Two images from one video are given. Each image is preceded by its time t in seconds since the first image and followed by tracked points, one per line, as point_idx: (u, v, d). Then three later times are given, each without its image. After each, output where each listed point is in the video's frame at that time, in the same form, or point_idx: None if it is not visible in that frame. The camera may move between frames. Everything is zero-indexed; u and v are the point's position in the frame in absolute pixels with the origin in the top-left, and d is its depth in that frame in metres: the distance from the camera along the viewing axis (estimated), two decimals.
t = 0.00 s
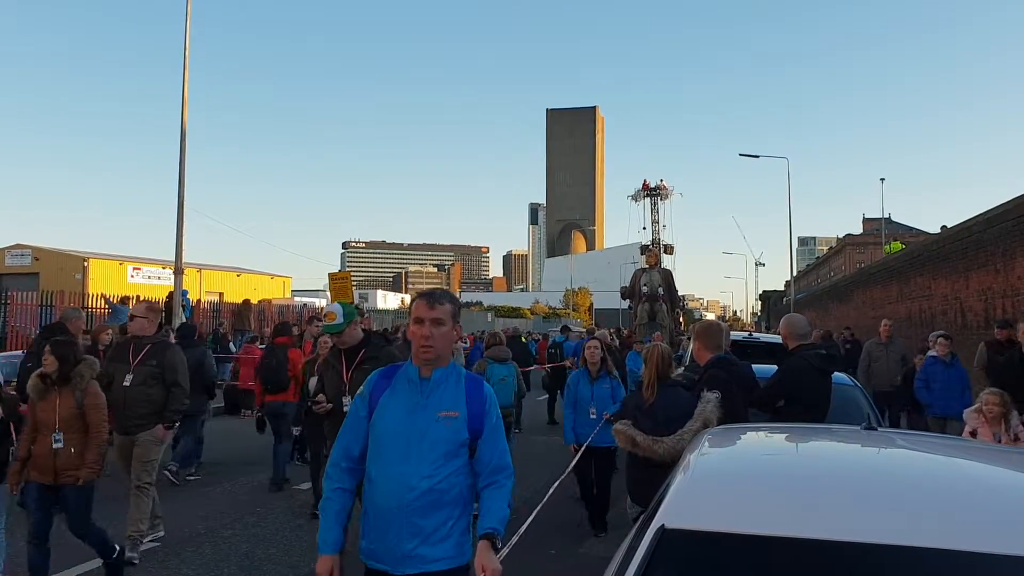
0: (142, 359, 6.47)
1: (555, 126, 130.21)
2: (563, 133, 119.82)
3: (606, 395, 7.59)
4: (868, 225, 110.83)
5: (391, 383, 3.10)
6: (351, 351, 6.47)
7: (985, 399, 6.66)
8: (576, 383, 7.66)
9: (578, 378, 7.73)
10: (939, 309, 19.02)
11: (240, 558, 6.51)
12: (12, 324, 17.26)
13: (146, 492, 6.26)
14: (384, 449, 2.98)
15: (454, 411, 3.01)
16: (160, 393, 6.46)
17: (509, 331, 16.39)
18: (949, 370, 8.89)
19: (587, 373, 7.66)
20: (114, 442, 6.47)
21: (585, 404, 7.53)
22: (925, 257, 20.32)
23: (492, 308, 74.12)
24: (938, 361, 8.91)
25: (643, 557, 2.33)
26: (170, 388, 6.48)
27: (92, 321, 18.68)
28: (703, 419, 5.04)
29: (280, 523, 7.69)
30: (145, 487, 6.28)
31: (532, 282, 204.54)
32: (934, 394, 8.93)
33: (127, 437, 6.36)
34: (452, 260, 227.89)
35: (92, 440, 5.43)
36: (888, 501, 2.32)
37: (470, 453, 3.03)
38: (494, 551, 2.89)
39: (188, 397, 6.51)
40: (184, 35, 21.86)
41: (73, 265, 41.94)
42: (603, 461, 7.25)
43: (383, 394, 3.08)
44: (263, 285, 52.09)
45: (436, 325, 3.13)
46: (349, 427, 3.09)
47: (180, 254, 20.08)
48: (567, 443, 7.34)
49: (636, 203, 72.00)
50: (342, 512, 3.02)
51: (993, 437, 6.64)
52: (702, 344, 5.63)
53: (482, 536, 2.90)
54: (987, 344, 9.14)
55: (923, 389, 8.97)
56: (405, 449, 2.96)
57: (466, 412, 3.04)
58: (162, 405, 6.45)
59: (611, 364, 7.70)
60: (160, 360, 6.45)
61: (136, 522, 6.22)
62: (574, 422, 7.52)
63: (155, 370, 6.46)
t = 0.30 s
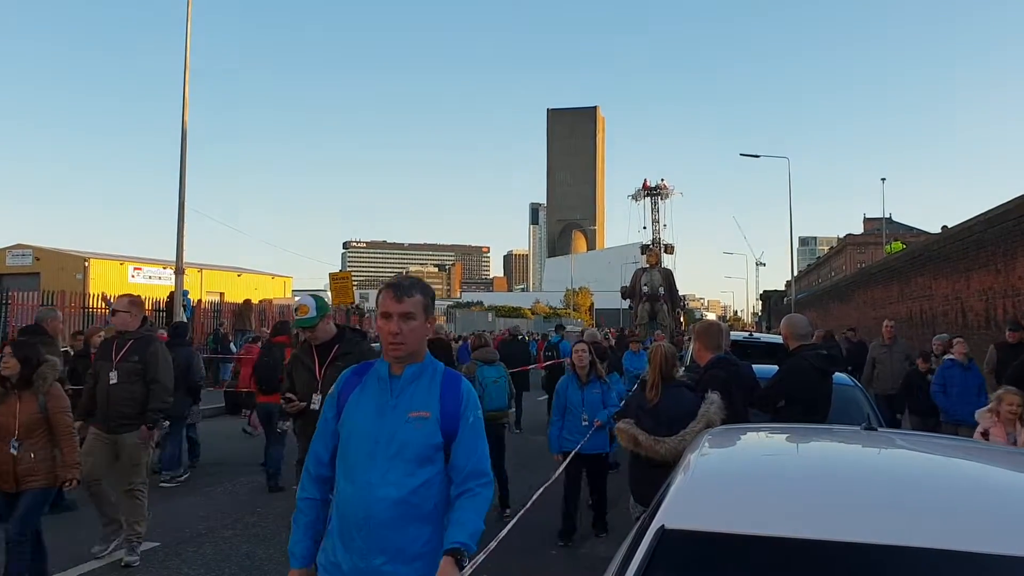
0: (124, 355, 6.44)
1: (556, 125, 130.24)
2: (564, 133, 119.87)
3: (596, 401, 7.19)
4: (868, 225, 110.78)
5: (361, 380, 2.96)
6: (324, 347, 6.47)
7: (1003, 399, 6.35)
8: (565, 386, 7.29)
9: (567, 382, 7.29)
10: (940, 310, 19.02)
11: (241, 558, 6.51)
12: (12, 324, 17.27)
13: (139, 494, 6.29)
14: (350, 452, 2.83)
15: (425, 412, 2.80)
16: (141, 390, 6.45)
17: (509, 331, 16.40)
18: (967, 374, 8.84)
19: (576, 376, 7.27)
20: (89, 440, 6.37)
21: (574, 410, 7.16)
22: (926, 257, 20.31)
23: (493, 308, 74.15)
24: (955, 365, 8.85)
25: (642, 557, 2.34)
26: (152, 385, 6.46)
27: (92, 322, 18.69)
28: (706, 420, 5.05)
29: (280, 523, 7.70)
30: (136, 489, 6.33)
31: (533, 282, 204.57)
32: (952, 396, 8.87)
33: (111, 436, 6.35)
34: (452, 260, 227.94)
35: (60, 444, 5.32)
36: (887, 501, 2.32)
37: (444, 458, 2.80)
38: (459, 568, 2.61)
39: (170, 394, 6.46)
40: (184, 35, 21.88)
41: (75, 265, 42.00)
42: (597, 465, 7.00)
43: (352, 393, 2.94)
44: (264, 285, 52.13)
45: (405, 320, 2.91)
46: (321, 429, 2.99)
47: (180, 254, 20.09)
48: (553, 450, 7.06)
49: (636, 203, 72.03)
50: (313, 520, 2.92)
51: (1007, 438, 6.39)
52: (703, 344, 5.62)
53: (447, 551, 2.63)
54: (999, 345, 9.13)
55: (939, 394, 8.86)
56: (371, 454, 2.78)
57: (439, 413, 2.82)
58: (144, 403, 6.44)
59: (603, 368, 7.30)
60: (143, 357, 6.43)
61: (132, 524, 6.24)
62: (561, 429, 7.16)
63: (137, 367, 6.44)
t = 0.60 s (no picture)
0: (94, 361, 6.12)
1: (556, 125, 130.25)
2: (564, 133, 119.88)
3: (584, 397, 7.07)
4: (869, 224, 110.74)
5: (299, 404, 2.68)
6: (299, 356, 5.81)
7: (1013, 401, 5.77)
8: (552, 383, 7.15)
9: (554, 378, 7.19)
10: (940, 309, 19.02)
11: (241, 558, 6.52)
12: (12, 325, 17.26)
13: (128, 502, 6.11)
14: (293, 485, 2.55)
15: (373, 433, 2.53)
16: (117, 397, 6.11)
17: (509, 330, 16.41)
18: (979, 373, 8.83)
19: (564, 372, 7.13)
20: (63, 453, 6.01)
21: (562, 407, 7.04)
22: (926, 257, 20.32)
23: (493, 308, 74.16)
24: (965, 363, 8.84)
25: (641, 557, 2.34)
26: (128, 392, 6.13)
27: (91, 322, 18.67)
28: (706, 420, 5.05)
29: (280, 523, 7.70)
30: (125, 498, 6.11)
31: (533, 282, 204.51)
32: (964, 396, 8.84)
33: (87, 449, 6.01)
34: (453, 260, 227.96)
35: None
36: (887, 501, 2.32)
37: (397, 485, 2.53)
38: None
39: (147, 400, 6.11)
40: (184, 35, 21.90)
41: (75, 265, 41.98)
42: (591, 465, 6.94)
43: (290, 418, 2.67)
44: (264, 285, 52.10)
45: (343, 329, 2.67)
46: (260, 462, 2.72)
47: (180, 254, 20.08)
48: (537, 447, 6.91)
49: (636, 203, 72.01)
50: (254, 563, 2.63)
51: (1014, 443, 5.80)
52: (703, 344, 5.62)
53: None
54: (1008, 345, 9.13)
55: (950, 395, 8.87)
56: (314, 484, 2.52)
57: (389, 435, 2.55)
58: (122, 411, 6.10)
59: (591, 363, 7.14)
60: (116, 362, 6.12)
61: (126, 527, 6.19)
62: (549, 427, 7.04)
63: (111, 373, 6.13)
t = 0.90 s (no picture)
0: (64, 357, 5.93)
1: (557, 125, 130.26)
2: (565, 133, 119.96)
3: (576, 404, 6.76)
4: (869, 224, 110.68)
5: (232, 397, 2.43)
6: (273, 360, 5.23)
7: None
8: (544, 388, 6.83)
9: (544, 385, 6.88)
10: (941, 309, 19.02)
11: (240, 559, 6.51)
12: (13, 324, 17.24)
13: (85, 505, 5.79)
14: (226, 488, 2.31)
15: (320, 429, 2.31)
16: (87, 394, 5.93)
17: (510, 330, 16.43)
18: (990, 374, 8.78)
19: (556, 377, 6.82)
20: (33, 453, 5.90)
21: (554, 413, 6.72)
22: (927, 257, 20.33)
23: (494, 308, 74.17)
24: (977, 365, 8.78)
25: (641, 556, 2.34)
26: (99, 389, 5.96)
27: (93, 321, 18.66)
28: (704, 419, 5.06)
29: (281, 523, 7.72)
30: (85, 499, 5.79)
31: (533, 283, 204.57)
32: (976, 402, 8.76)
33: (52, 447, 5.84)
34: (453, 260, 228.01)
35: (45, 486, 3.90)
36: (888, 501, 2.32)
37: (348, 486, 2.33)
38: None
39: (121, 397, 5.99)
40: (185, 34, 21.84)
41: (76, 265, 42.05)
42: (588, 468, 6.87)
43: (220, 413, 2.41)
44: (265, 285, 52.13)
45: (286, 312, 2.45)
46: (185, 461, 2.45)
47: (181, 254, 20.07)
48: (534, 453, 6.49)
49: (637, 202, 72.00)
50: None
51: None
52: (704, 344, 5.63)
53: None
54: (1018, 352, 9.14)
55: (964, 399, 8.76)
56: (252, 485, 2.28)
57: (338, 431, 2.33)
58: (91, 408, 5.94)
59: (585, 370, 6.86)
60: (86, 358, 5.94)
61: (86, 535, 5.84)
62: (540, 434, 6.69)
63: (82, 369, 5.95)
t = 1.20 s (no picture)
0: (36, 364, 5.32)
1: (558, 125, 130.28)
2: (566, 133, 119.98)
3: (572, 401, 6.55)
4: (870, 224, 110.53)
5: (173, 419, 2.14)
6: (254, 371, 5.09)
7: None
8: (538, 386, 6.64)
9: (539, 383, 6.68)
10: (942, 309, 18.99)
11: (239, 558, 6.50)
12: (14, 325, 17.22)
13: (40, 525, 5.27)
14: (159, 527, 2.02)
15: (272, 466, 2.03)
16: (59, 405, 5.35)
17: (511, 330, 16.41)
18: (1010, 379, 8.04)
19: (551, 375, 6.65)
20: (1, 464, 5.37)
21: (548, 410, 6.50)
22: (928, 256, 20.30)
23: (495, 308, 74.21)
24: (995, 370, 8.05)
25: (642, 557, 2.32)
26: (72, 400, 5.38)
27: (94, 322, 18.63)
28: (703, 420, 5.05)
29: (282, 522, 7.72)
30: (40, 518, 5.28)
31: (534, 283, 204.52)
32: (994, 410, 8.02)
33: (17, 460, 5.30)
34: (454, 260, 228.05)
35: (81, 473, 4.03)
36: (889, 501, 2.30)
37: (304, 530, 2.07)
38: None
39: (95, 410, 5.41)
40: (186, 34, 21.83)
41: (77, 266, 42.05)
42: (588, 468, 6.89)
43: (158, 437, 2.12)
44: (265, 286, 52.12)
45: (242, 326, 2.17)
46: (113, 491, 2.14)
47: (182, 254, 20.06)
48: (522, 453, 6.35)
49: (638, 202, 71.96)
50: None
51: None
52: (706, 343, 5.61)
53: None
54: None
55: (980, 405, 8.03)
56: (190, 526, 2.00)
57: (293, 468, 2.05)
58: (62, 420, 5.36)
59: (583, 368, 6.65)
60: (60, 367, 5.32)
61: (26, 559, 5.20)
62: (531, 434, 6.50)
63: (53, 379, 5.34)
